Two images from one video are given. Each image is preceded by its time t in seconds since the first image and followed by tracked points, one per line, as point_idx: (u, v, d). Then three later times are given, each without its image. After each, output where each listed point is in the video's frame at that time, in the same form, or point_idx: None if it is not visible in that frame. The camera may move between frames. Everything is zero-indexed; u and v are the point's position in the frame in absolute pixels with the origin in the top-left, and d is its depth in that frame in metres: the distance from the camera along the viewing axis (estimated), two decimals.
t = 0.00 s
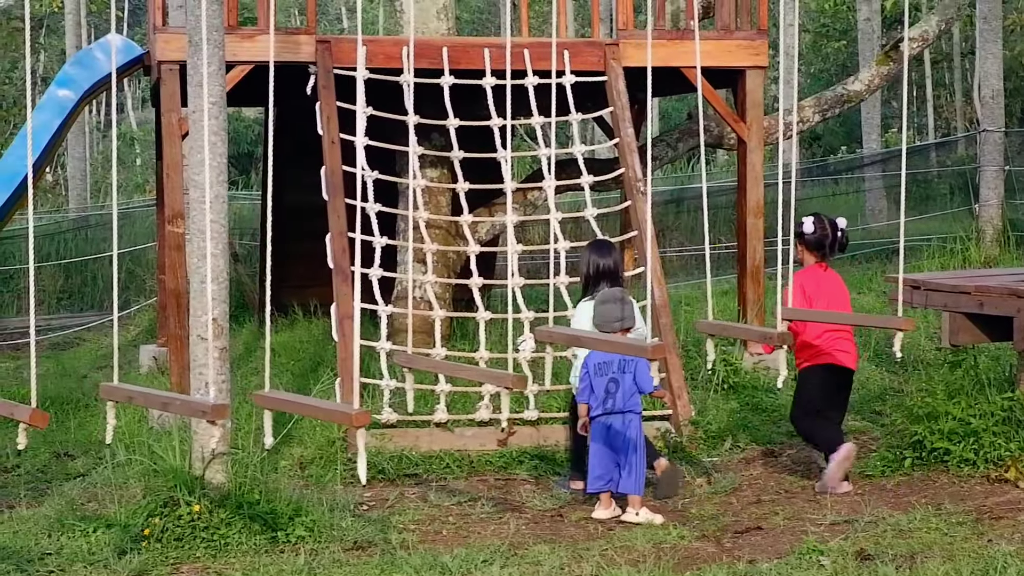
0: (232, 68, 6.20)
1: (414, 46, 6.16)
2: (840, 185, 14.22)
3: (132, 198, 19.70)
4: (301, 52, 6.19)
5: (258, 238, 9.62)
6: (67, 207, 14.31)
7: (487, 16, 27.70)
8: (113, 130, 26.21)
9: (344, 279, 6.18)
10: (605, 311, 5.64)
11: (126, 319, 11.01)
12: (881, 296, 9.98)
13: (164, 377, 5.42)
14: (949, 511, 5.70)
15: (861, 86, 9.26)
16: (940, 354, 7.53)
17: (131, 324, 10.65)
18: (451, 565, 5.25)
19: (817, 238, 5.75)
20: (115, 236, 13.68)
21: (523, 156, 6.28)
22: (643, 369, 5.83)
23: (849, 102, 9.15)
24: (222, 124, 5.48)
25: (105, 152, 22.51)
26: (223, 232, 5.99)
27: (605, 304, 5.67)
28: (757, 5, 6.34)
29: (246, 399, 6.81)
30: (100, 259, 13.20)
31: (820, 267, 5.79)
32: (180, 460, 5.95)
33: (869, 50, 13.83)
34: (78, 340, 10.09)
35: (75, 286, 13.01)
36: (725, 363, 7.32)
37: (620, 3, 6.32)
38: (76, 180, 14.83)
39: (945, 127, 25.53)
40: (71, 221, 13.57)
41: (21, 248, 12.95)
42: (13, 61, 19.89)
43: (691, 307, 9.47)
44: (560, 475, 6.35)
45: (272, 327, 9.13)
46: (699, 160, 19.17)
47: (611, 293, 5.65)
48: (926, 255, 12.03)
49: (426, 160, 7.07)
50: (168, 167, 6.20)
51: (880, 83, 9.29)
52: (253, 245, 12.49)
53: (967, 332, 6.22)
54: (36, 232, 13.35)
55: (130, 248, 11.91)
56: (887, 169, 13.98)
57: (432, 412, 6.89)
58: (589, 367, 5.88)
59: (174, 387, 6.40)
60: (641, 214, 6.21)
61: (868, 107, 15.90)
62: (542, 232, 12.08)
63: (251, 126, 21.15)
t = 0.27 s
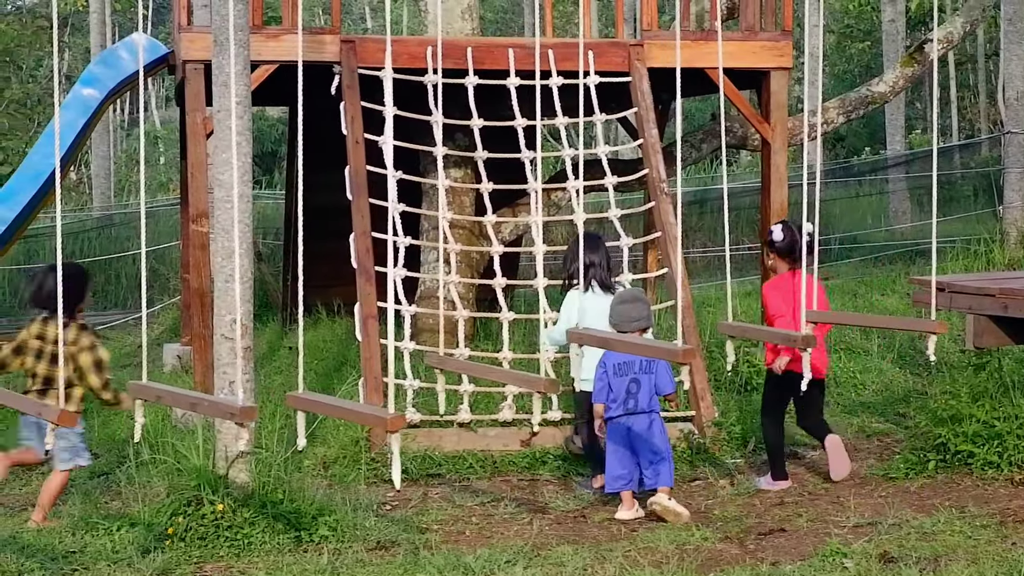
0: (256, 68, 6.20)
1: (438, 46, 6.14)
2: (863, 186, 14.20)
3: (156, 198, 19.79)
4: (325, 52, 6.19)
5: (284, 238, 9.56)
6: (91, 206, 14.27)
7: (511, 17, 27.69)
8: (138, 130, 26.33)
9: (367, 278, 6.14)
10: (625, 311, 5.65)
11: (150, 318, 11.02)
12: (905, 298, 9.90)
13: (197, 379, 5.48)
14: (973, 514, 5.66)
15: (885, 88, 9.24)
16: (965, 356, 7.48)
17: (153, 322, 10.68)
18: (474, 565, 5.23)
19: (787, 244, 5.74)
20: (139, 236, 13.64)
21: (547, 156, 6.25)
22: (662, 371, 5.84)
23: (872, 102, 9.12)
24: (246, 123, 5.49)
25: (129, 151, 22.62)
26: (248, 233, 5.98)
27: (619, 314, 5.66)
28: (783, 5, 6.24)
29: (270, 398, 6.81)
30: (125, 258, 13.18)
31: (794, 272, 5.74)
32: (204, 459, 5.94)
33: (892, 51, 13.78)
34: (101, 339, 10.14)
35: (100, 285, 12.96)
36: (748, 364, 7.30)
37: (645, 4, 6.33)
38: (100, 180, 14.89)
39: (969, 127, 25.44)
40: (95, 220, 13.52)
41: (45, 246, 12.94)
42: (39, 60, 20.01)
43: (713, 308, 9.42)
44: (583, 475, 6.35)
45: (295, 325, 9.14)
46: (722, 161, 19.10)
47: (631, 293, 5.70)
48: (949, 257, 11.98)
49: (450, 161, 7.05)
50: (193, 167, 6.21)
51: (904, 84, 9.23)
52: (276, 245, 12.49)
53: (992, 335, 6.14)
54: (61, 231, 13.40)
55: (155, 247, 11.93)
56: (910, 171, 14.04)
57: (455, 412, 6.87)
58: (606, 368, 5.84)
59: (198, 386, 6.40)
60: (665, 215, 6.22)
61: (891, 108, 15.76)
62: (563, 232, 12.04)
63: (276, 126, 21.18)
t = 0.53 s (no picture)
0: (303, 76, 6.20)
1: (486, 55, 6.14)
2: (909, 196, 14.22)
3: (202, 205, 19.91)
4: (372, 61, 6.18)
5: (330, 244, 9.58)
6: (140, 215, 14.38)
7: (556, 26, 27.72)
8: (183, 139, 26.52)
9: (413, 287, 6.14)
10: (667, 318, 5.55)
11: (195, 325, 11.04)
12: (952, 308, 9.74)
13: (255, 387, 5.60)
14: None
15: (932, 97, 9.29)
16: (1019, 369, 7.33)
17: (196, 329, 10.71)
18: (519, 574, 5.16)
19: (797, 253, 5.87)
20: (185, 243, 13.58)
21: (593, 165, 6.22)
22: (711, 381, 5.77)
23: (920, 112, 9.21)
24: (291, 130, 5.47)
25: (176, 159, 22.81)
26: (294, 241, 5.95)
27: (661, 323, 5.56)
28: (830, 15, 6.27)
29: (317, 408, 6.80)
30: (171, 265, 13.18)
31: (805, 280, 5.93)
32: (250, 468, 5.91)
33: (940, 62, 13.85)
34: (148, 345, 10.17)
35: (146, 292, 12.92)
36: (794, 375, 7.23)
37: (691, 13, 6.30)
38: (146, 188, 15.00)
39: (1015, 137, 25.11)
40: (142, 228, 13.54)
41: (92, 253, 13.02)
42: (87, 68, 20.25)
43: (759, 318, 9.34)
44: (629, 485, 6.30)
45: (342, 333, 9.12)
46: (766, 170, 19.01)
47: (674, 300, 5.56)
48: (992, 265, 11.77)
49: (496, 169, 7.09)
50: (240, 176, 6.20)
51: (952, 94, 9.32)
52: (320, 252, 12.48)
53: None
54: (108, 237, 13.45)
55: (200, 254, 11.95)
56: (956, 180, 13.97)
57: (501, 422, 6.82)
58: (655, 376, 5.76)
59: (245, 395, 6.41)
60: (711, 225, 6.13)
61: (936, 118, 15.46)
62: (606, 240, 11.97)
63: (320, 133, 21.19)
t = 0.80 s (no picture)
0: (332, 79, 6.23)
1: (514, 58, 6.16)
2: (936, 200, 14.06)
3: (230, 208, 19.91)
4: (400, 64, 6.24)
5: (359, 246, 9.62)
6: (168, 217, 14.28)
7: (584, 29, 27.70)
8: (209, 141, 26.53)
9: (440, 290, 6.14)
10: (695, 321, 5.60)
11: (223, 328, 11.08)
12: (980, 311, 9.66)
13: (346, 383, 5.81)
14: None
15: (960, 100, 9.27)
16: None
17: (224, 331, 10.70)
18: None
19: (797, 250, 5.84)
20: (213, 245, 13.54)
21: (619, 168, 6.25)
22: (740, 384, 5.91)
23: (948, 115, 9.20)
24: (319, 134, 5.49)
25: (203, 162, 22.82)
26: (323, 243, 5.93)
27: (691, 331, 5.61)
28: (858, 18, 6.31)
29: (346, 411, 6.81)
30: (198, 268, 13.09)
31: (805, 277, 5.92)
32: (278, 470, 5.90)
33: (967, 64, 13.78)
34: (174, 347, 10.19)
35: (173, 294, 12.93)
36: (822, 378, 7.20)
37: (718, 17, 6.33)
38: (174, 190, 14.95)
39: None
40: (169, 231, 13.37)
41: (119, 256, 12.94)
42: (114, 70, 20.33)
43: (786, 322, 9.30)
44: (656, 488, 6.29)
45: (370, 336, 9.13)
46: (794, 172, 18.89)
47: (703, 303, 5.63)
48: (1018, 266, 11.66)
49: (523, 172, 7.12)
50: (269, 179, 6.21)
51: (980, 97, 9.29)
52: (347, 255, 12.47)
53: None
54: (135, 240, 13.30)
55: (227, 257, 11.99)
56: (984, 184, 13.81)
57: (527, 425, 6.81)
58: (687, 379, 5.87)
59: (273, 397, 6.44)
60: (739, 228, 6.15)
61: (963, 120, 15.31)
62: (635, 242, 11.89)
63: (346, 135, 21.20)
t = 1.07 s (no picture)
0: (342, 76, 6.22)
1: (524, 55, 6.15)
2: (946, 198, 14.06)
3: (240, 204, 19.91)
4: (409, 61, 6.21)
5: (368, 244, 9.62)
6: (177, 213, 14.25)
7: (594, 26, 27.65)
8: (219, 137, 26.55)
9: (451, 286, 6.13)
10: (698, 315, 5.61)
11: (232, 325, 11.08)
12: (991, 309, 9.63)
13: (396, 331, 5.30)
14: None
15: (971, 97, 9.28)
16: None
17: (234, 328, 10.70)
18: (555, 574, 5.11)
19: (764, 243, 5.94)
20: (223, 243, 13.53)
21: (628, 166, 6.23)
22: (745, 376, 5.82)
23: (959, 113, 9.24)
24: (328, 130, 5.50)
25: (213, 157, 22.82)
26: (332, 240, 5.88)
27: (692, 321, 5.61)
28: (868, 15, 6.29)
29: (356, 408, 6.80)
30: (208, 264, 13.07)
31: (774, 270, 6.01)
32: (288, 466, 5.89)
33: (978, 62, 13.74)
34: (184, 344, 10.19)
35: (182, 291, 12.93)
36: (831, 374, 7.19)
37: (728, 14, 6.31)
38: (185, 186, 14.92)
39: None
40: (179, 227, 13.33)
41: (129, 253, 12.92)
42: (124, 67, 20.33)
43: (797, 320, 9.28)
44: (666, 485, 6.28)
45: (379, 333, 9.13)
46: (804, 169, 18.85)
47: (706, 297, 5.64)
48: None
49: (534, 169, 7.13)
50: (278, 175, 6.19)
51: (990, 95, 9.30)
52: (356, 252, 12.46)
53: None
54: (144, 237, 13.26)
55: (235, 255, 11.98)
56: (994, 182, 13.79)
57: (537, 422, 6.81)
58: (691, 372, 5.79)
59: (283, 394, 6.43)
60: (748, 224, 6.15)
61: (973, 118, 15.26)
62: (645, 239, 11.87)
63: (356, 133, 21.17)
